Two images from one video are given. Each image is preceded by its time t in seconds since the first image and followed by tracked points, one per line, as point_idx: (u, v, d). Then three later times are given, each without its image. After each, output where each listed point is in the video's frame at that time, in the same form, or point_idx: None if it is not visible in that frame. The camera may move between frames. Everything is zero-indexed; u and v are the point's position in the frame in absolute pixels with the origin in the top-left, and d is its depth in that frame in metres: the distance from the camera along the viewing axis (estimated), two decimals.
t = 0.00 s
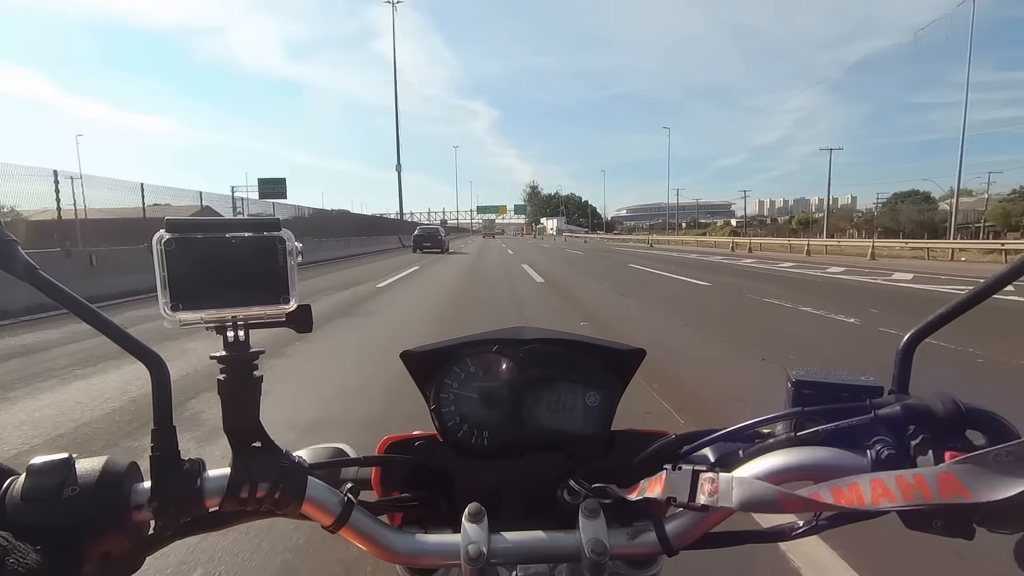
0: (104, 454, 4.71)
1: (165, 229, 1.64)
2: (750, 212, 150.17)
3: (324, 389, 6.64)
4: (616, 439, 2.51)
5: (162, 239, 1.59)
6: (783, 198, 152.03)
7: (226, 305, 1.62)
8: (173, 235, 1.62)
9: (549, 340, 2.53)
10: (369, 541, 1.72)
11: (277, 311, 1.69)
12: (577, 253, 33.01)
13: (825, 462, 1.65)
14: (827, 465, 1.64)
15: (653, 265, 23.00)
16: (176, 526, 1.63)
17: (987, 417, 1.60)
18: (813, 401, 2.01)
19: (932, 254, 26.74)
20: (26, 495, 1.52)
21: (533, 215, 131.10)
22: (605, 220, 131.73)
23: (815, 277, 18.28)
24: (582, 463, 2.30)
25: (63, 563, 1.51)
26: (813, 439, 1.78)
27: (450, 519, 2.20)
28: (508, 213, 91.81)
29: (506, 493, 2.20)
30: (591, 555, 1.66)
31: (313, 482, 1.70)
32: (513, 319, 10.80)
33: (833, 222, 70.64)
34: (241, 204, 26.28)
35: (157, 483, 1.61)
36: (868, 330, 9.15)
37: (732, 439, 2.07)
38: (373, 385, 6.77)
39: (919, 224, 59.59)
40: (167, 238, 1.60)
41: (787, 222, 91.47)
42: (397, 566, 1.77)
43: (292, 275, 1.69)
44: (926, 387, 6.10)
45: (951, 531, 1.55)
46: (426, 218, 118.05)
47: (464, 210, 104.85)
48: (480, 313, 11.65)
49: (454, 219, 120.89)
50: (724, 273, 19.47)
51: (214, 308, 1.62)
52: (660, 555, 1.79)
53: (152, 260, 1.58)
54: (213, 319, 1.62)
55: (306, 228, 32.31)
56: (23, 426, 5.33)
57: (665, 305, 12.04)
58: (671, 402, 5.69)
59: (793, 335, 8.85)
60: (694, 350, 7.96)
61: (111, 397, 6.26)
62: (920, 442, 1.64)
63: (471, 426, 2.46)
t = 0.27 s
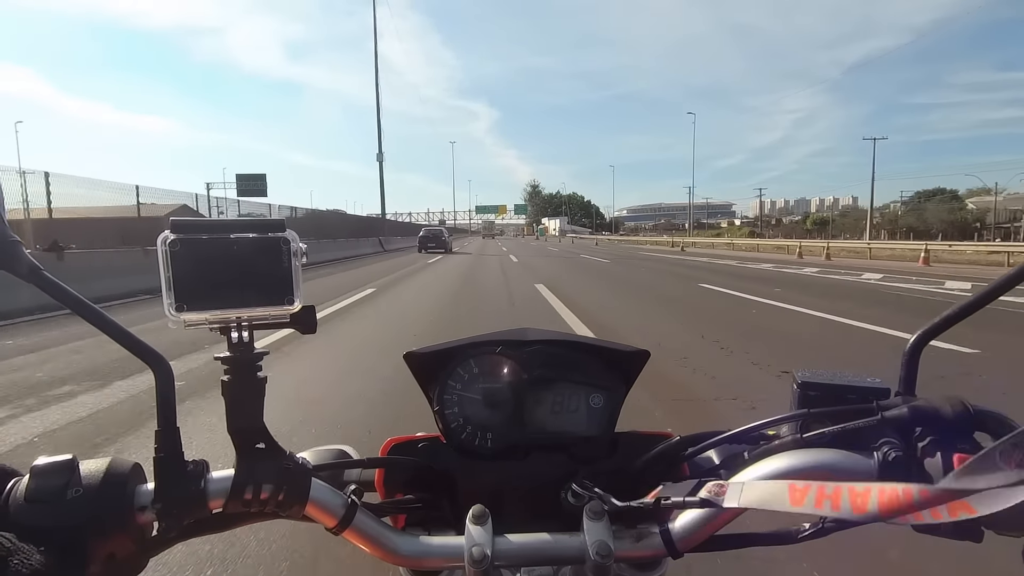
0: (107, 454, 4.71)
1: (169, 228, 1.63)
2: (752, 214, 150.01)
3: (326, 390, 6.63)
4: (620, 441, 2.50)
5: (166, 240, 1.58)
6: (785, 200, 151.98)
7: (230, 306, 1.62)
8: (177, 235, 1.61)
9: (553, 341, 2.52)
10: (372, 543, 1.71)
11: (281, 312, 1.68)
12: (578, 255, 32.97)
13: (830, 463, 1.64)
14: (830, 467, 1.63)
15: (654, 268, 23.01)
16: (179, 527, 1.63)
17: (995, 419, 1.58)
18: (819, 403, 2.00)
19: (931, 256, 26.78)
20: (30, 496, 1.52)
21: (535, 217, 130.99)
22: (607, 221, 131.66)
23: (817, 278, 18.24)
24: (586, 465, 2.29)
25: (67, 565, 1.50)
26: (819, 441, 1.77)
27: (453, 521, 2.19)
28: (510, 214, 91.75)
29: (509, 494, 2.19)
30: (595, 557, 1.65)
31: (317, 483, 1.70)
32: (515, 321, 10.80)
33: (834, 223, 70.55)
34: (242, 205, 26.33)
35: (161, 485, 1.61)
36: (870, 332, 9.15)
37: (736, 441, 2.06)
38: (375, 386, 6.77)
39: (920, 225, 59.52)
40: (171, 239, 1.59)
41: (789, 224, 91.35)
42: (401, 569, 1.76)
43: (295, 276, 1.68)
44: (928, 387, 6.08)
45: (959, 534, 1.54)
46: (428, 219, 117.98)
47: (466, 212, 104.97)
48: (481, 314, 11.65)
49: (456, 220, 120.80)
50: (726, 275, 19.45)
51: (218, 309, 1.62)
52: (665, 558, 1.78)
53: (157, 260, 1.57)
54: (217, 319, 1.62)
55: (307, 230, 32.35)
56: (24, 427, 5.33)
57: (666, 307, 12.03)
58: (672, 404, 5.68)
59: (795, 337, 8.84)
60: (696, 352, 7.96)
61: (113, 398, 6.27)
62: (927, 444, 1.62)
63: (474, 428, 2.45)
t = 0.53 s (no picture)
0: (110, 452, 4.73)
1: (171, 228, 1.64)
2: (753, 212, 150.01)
3: (329, 389, 6.64)
4: (622, 437, 2.51)
5: (169, 239, 1.59)
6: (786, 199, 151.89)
7: (233, 304, 1.63)
8: (180, 234, 1.62)
9: (555, 338, 2.53)
10: (377, 539, 1.72)
11: (283, 310, 1.69)
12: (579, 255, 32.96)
13: (828, 459, 1.65)
14: (829, 462, 1.64)
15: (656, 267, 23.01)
16: (185, 523, 1.64)
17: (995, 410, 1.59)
18: (821, 397, 2.01)
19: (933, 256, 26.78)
20: (37, 493, 1.53)
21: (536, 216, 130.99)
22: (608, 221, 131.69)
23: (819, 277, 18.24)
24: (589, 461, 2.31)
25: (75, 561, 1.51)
26: (820, 435, 1.78)
27: (456, 518, 2.21)
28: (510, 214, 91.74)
29: (512, 491, 2.21)
30: (597, 552, 1.66)
31: (321, 480, 1.71)
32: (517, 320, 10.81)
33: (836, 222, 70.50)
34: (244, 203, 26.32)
35: (167, 481, 1.62)
36: (872, 331, 9.14)
37: (739, 436, 2.07)
38: (378, 385, 6.78)
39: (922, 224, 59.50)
40: (174, 238, 1.60)
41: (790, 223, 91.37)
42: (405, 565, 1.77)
43: (298, 274, 1.70)
44: (929, 384, 6.08)
45: (959, 526, 1.54)
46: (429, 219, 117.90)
47: (467, 210, 105.06)
48: (483, 313, 11.66)
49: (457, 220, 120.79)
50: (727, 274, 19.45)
51: (221, 307, 1.63)
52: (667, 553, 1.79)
53: (160, 260, 1.59)
54: (220, 318, 1.63)
55: (309, 229, 32.36)
56: (28, 425, 5.35)
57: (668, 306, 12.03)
58: (674, 404, 5.69)
59: (796, 335, 8.83)
60: (698, 351, 7.96)
61: (116, 396, 6.29)
62: (928, 437, 1.63)
63: (477, 425, 2.46)
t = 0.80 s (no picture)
0: (108, 455, 4.71)
1: (167, 234, 1.63)
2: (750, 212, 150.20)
3: (327, 391, 6.62)
4: (622, 440, 2.50)
5: (165, 246, 1.58)
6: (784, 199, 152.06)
7: (230, 311, 1.62)
8: (176, 241, 1.60)
9: (554, 341, 2.51)
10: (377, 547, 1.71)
11: (281, 316, 1.68)
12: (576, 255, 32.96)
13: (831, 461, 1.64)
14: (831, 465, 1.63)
15: (655, 267, 23.00)
16: (183, 533, 1.63)
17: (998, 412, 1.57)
18: (822, 399, 2.00)
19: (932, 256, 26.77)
20: (33, 504, 1.51)
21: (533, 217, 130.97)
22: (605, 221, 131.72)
23: (816, 279, 18.27)
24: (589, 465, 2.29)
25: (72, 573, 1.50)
26: (822, 437, 1.76)
27: (457, 523, 2.19)
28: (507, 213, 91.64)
29: (512, 496, 2.20)
30: (598, 557, 1.65)
31: (320, 487, 1.69)
32: (517, 322, 10.79)
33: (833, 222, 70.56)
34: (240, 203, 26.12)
35: (164, 491, 1.61)
36: (872, 333, 9.13)
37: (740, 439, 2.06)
38: (377, 387, 6.76)
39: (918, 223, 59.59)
40: (170, 245, 1.59)
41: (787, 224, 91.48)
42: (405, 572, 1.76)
43: (295, 280, 1.68)
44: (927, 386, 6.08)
45: (963, 528, 1.53)
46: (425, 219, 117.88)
47: (465, 210, 105.09)
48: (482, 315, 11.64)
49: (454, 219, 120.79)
50: (725, 276, 19.46)
51: (218, 314, 1.61)
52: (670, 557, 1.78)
53: (156, 266, 1.57)
54: (217, 325, 1.62)
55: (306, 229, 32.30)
56: (26, 428, 5.33)
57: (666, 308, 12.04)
58: (674, 407, 5.67)
59: (795, 338, 8.84)
60: (698, 354, 7.94)
61: (115, 398, 6.27)
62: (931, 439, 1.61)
63: (476, 429, 2.45)
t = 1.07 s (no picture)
0: (104, 448, 4.70)
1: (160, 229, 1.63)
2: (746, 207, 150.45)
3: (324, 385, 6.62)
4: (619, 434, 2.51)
5: (158, 240, 1.58)
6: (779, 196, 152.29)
7: (225, 306, 1.62)
8: (169, 235, 1.60)
9: (550, 335, 2.52)
10: (375, 541, 1.71)
11: (276, 311, 1.68)
12: (571, 250, 32.94)
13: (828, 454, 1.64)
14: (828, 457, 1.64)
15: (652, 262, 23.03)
16: (179, 527, 1.63)
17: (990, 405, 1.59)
18: (817, 392, 2.00)
19: (928, 254, 26.85)
20: (28, 498, 1.51)
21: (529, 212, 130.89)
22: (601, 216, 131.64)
23: (810, 275, 18.34)
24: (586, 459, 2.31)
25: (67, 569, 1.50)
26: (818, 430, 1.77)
27: (453, 518, 2.20)
28: (504, 207, 91.62)
29: (509, 491, 2.21)
30: (594, 550, 1.65)
31: (317, 481, 1.70)
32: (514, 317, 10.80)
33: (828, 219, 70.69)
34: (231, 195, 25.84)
35: (159, 486, 1.61)
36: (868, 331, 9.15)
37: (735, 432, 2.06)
38: (374, 381, 6.76)
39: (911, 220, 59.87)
40: (163, 239, 1.59)
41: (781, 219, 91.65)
42: (403, 565, 1.76)
43: (291, 275, 1.68)
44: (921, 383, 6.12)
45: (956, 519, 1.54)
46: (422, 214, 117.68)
47: (461, 204, 104.95)
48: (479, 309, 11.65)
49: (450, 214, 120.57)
50: (719, 272, 19.51)
51: (213, 308, 1.61)
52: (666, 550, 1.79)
53: (149, 261, 1.57)
54: (212, 319, 1.62)
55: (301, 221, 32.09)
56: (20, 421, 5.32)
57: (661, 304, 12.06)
58: (670, 402, 5.69)
59: (789, 334, 8.88)
60: (695, 350, 7.95)
61: (110, 391, 6.26)
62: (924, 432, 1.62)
63: (473, 424, 2.45)
